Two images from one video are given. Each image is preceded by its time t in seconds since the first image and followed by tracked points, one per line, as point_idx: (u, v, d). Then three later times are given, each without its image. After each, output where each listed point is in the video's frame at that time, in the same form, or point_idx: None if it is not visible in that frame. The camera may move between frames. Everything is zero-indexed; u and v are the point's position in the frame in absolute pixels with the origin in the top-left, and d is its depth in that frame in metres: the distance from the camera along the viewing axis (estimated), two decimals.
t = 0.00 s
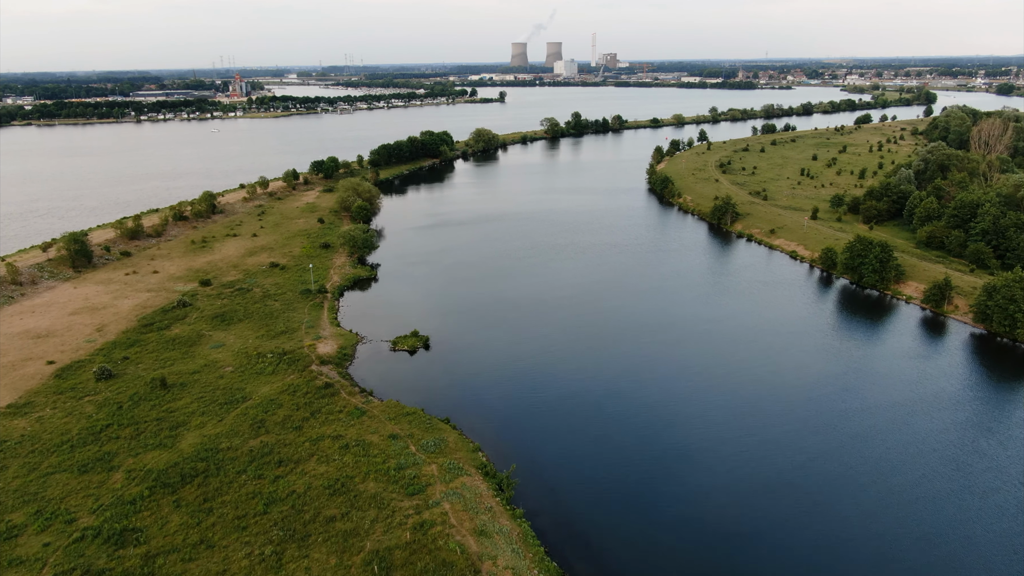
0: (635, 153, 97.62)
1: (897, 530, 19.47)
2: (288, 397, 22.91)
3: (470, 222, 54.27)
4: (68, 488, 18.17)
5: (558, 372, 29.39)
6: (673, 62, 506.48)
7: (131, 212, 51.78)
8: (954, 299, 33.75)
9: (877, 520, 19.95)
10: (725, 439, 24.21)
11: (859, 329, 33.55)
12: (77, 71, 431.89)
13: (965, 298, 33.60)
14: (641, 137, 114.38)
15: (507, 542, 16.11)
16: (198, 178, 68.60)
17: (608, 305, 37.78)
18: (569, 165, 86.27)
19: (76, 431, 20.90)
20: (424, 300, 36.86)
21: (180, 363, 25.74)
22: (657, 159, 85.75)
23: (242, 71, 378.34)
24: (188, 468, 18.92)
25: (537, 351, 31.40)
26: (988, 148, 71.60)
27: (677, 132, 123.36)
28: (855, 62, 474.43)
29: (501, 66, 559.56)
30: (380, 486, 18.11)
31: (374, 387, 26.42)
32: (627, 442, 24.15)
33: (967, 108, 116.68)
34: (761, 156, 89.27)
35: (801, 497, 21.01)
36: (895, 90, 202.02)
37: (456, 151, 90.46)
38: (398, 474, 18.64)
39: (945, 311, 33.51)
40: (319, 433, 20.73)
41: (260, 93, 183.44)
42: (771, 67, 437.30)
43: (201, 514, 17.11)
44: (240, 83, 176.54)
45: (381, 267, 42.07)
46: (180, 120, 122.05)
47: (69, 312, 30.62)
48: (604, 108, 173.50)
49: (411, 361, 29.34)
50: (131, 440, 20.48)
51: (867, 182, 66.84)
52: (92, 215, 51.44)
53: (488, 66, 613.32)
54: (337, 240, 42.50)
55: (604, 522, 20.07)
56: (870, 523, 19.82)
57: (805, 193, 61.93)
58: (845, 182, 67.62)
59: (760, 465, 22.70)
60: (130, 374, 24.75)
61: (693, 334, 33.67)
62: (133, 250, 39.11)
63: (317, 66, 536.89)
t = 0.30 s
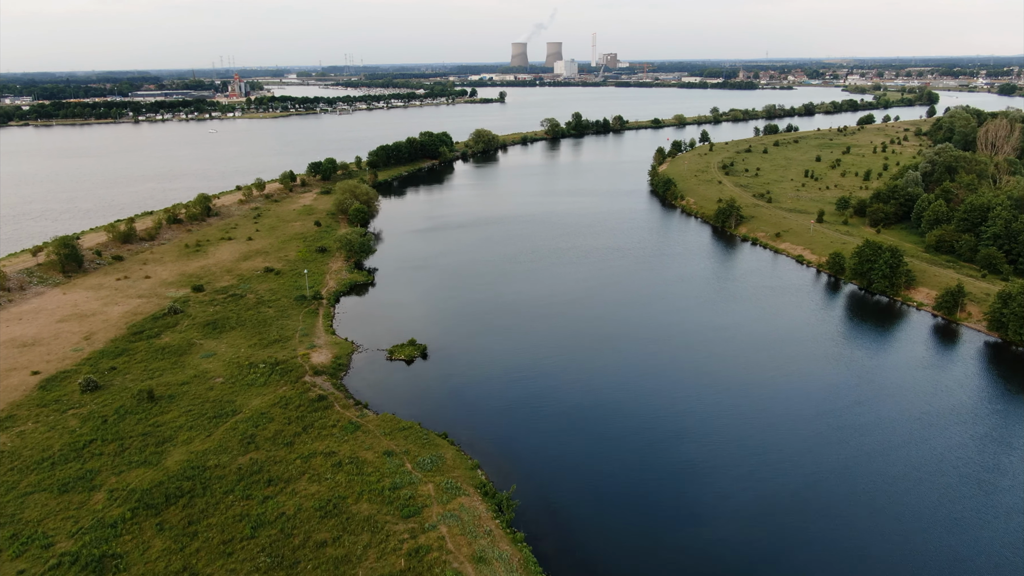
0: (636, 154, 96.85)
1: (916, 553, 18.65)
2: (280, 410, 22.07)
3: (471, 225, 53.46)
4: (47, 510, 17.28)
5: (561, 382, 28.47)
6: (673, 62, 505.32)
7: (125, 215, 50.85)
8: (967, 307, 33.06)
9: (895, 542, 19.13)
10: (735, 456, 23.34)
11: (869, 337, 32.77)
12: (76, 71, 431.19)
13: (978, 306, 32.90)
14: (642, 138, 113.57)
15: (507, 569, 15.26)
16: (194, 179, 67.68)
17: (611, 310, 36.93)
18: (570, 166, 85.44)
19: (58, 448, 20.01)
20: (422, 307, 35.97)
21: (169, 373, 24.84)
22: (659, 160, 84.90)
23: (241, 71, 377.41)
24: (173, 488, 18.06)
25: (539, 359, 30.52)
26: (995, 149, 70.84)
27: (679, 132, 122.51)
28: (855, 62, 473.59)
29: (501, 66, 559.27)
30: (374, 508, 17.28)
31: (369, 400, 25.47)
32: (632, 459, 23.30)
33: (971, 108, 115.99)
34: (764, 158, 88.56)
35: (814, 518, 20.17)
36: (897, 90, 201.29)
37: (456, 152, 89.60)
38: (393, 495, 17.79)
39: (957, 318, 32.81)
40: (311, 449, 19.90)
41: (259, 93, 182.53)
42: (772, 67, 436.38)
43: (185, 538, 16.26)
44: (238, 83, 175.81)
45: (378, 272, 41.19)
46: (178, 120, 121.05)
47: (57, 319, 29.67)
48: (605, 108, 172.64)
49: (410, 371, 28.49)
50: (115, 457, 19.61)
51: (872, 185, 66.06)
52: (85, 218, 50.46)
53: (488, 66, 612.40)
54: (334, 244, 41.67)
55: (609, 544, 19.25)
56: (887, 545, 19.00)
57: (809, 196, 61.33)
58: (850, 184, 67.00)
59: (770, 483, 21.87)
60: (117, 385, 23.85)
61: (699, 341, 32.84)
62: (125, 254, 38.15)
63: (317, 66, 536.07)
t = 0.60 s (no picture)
0: (638, 155, 96.01)
1: None
2: (271, 425, 21.22)
3: (471, 227, 52.68)
4: (22, 535, 16.38)
5: (562, 394, 27.59)
6: (673, 62, 506.19)
7: (118, 217, 49.81)
8: (980, 314, 32.56)
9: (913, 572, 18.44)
10: (743, 476, 22.55)
11: (881, 347, 32.22)
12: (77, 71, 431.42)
13: (992, 313, 32.39)
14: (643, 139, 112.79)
15: None
16: (190, 180, 66.71)
17: (614, 317, 36.03)
18: (570, 167, 84.55)
19: (37, 466, 19.07)
20: (420, 313, 35.03)
21: (157, 384, 23.90)
22: (661, 162, 84.01)
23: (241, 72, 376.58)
24: (157, 510, 17.19)
25: (541, 369, 29.63)
26: (1001, 150, 70.16)
27: (680, 133, 121.73)
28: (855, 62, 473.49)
29: (502, 66, 558.90)
30: (367, 531, 16.45)
31: (363, 413, 24.45)
32: (637, 477, 22.48)
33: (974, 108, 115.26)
34: (766, 159, 87.90)
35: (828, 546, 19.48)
36: (898, 90, 200.61)
37: (456, 153, 88.69)
38: (387, 517, 16.95)
39: (970, 326, 32.33)
40: (303, 467, 19.10)
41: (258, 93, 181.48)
42: (772, 68, 435.89)
43: (167, 565, 15.41)
44: (237, 83, 174.71)
45: (376, 277, 40.28)
46: (175, 121, 120.02)
47: (44, 326, 28.58)
48: (606, 109, 171.85)
49: (409, 380, 27.61)
50: (97, 476, 18.71)
51: (877, 188, 65.36)
52: (77, 220, 49.46)
53: (488, 66, 612.48)
54: (331, 248, 40.82)
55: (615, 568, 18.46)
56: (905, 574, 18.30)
57: (813, 199, 60.59)
58: (854, 187, 66.48)
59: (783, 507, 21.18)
60: (103, 398, 22.89)
61: (704, 352, 32.02)
62: (116, 257, 37.23)
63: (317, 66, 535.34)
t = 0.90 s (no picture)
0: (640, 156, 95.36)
1: None
2: (262, 441, 20.40)
3: (473, 230, 51.99)
4: None
5: (564, 407, 26.66)
6: (674, 62, 504.63)
7: (112, 220, 48.89)
8: (995, 322, 32.20)
9: None
10: (753, 499, 21.66)
11: (894, 355, 31.70)
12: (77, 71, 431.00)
13: (1008, 321, 32.04)
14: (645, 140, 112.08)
15: None
16: (186, 181, 65.76)
17: (618, 325, 35.06)
18: (572, 169, 83.63)
19: (15, 484, 18.19)
20: (419, 320, 34.03)
21: (145, 396, 23.04)
22: (664, 163, 83.13)
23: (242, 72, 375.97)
24: (139, 533, 16.35)
25: (543, 380, 28.67)
26: (1008, 152, 69.54)
27: (682, 133, 121.11)
28: (856, 62, 472.45)
29: (502, 66, 558.12)
30: (361, 558, 15.66)
31: (357, 426, 23.38)
32: (642, 497, 21.61)
33: (978, 109, 114.61)
34: (769, 160, 87.25)
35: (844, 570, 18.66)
36: (900, 91, 199.83)
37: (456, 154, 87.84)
38: (381, 542, 16.17)
39: (985, 334, 31.98)
40: (294, 487, 18.28)
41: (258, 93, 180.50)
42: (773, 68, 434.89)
43: None
44: (236, 83, 173.65)
45: (374, 281, 39.40)
46: (173, 121, 118.98)
47: (31, 334, 27.68)
48: (606, 109, 170.96)
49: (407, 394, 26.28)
50: (78, 496, 17.84)
51: (883, 191, 64.63)
52: (69, 223, 48.46)
53: (488, 66, 611.60)
54: (328, 252, 39.99)
55: None
56: None
57: (819, 203, 59.91)
58: (860, 190, 65.96)
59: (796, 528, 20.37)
60: (88, 410, 22.03)
61: (711, 362, 31.08)
62: (107, 261, 36.34)
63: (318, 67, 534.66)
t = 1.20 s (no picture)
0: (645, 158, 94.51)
1: None
2: (255, 457, 19.61)
3: (477, 233, 51.27)
4: None
5: (570, 420, 25.76)
6: (678, 62, 504.28)
7: (109, 222, 48.11)
8: (1015, 331, 31.73)
9: None
10: (770, 519, 20.66)
11: (910, 366, 31.05)
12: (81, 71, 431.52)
13: None
14: (650, 141, 111.17)
15: None
16: (187, 182, 65.14)
17: (625, 333, 34.12)
18: (576, 170, 82.85)
19: None
20: (421, 326, 33.16)
21: (135, 408, 22.23)
22: (670, 165, 82.32)
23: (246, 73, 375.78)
24: (123, 559, 15.53)
25: (548, 391, 27.76)
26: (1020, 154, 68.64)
27: (686, 134, 120.97)
28: (861, 61, 470.80)
29: (506, 66, 558.24)
30: None
31: (354, 442, 22.30)
32: (654, 516, 20.58)
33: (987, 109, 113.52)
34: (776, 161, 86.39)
35: None
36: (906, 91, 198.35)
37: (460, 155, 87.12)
38: (378, 569, 15.37)
39: (1004, 344, 31.49)
40: (287, 508, 17.48)
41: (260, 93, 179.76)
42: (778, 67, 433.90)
43: None
44: (239, 83, 173.10)
45: (377, 285, 38.61)
46: (175, 121, 118.20)
47: (21, 341, 26.87)
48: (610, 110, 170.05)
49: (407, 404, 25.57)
50: (61, 517, 17.01)
51: (893, 194, 63.84)
52: (66, 224, 47.72)
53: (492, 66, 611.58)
54: (328, 256, 39.20)
55: None
56: None
57: (828, 206, 59.17)
58: (870, 192, 65.19)
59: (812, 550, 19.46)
60: (77, 423, 21.23)
61: (721, 372, 30.17)
62: (103, 265, 35.58)
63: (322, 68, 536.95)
